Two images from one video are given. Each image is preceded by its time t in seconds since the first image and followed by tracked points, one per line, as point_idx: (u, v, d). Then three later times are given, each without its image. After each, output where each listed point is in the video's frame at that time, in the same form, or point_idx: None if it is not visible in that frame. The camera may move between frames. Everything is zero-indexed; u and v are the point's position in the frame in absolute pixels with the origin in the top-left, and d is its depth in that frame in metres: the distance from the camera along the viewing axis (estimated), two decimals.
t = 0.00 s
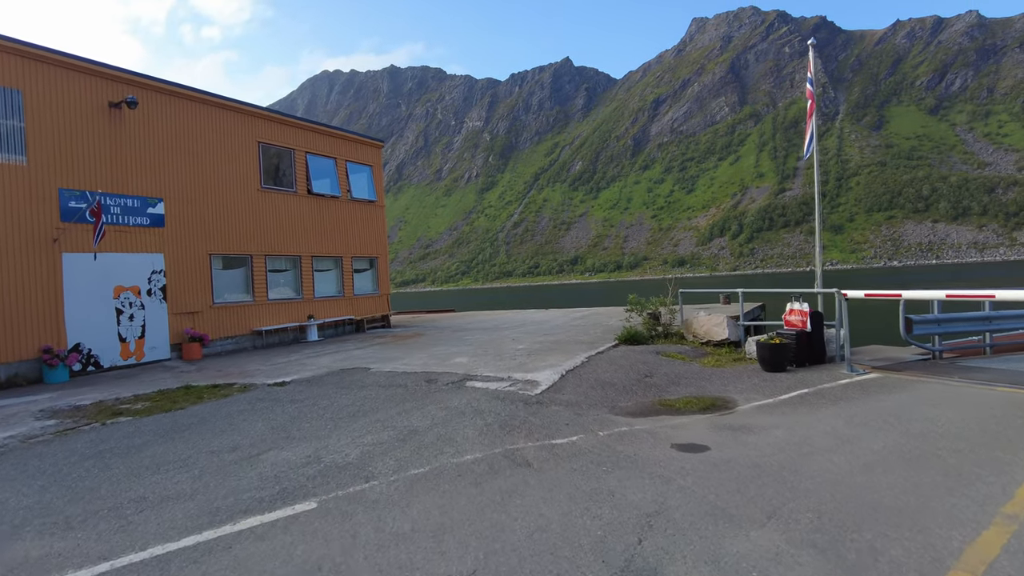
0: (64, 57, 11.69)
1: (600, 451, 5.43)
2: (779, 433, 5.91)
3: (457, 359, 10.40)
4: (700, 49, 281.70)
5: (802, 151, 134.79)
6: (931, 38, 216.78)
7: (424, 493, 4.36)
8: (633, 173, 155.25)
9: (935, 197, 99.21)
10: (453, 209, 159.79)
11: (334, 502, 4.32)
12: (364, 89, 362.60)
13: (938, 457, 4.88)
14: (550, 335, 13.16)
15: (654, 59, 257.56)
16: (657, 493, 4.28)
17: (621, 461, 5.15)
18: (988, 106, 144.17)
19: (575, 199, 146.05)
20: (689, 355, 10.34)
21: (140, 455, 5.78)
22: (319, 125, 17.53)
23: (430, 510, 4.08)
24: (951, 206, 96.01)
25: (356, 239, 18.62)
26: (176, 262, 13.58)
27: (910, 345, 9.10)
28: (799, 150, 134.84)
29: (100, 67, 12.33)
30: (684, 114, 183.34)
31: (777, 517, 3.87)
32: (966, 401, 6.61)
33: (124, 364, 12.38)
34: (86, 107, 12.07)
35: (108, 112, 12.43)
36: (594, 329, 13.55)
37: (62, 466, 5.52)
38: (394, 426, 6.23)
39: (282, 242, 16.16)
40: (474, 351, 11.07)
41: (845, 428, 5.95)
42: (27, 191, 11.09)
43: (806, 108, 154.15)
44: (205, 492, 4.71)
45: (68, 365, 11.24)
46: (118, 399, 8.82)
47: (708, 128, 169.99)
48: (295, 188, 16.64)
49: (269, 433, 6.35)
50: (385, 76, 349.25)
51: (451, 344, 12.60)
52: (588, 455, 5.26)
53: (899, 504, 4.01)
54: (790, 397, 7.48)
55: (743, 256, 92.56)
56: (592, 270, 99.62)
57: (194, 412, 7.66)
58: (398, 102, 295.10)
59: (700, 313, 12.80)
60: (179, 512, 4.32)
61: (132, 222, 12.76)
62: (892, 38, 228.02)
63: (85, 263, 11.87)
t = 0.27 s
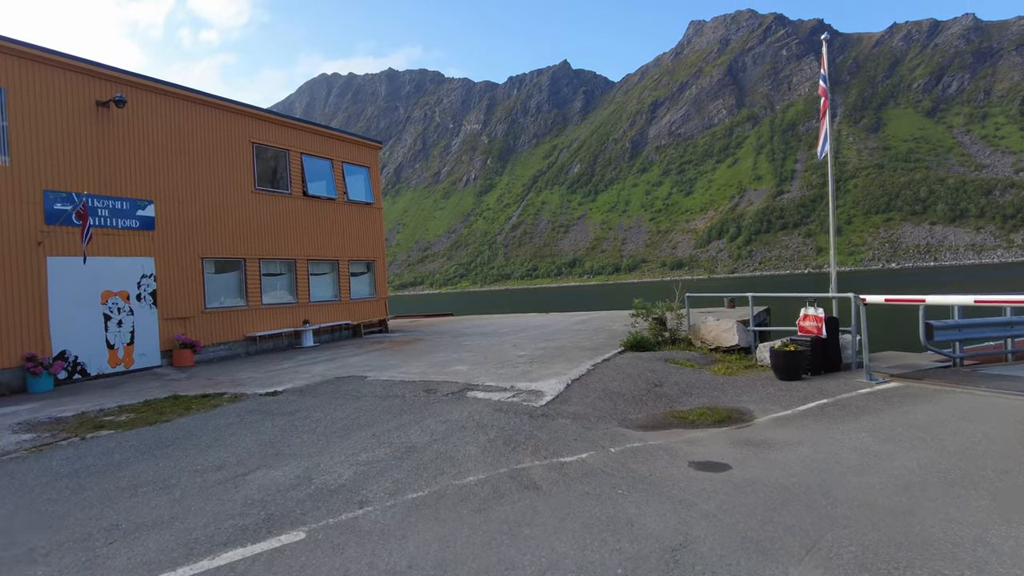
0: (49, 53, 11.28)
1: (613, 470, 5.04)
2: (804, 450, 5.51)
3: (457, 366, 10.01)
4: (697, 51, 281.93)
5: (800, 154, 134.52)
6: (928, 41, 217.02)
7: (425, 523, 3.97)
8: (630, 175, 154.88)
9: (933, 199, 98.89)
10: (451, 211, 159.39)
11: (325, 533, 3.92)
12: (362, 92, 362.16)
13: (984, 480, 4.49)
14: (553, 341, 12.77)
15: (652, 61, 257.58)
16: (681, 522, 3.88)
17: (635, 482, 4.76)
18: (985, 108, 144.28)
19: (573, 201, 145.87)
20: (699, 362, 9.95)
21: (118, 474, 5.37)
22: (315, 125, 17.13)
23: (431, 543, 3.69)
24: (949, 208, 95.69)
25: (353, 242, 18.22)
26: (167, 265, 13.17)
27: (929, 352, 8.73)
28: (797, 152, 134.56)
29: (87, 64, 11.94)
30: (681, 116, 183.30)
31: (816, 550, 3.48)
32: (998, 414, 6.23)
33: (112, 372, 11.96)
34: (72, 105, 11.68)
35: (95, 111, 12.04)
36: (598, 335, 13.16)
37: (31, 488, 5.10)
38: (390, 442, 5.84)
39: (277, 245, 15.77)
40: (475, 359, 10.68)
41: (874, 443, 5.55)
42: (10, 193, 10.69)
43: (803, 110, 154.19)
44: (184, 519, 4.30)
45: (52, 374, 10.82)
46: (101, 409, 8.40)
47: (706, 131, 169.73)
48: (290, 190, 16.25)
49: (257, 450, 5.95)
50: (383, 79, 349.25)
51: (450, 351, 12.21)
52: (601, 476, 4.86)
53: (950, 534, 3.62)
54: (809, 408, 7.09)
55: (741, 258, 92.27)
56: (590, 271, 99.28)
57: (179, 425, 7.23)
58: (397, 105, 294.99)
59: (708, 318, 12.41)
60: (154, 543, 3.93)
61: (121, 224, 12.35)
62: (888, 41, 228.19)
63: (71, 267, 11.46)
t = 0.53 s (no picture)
0: (36, 43, 10.90)
1: (629, 482, 4.67)
2: (833, 458, 5.13)
3: (459, 368, 9.62)
4: (696, 51, 281.75)
5: (798, 155, 134.33)
6: (926, 42, 217.08)
7: (426, 543, 3.59)
8: (629, 176, 154.66)
9: (932, 200, 98.54)
10: (450, 212, 159.47)
11: (319, 552, 3.55)
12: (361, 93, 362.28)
13: None
14: (558, 341, 12.38)
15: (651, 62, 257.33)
16: (710, 543, 3.52)
17: (655, 494, 4.38)
18: (984, 109, 144.11)
19: (572, 201, 145.79)
20: (710, 363, 9.57)
21: (94, 486, 4.96)
22: (313, 120, 16.76)
23: (434, 566, 3.32)
24: (947, 209, 95.49)
25: (351, 240, 17.85)
26: (159, 263, 12.78)
27: (952, 353, 8.32)
28: (796, 153, 134.30)
29: (76, 55, 11.56)
30: (681, 117, 183.17)
31: None
32: None
33: (102, 373, 11.57)
34: (60, 97, 11.29)
35: (85, 103, 11.66)
36: (604, 335, 12.76)
37: None
38: (389, 450, 5.45)
39: (273, 242, 15.40)
40: (478, 360, 10.29)
41: (910, 451, 5.16)
42: None
43: (803, 111, 154.38)
44: (159, 537, 3.90)
45: (38, 375, 10.40)
46: (86, 412, 7.97)
47: (704, 131, 169.54)
48: (287, 187, 15.86)
49: (247, 457, 5.57)
50: (382, 79, 349.24)
51: (452, 351, 11.80)
52: (617, 489, 4.48)
53: (1010, 559, 3.23)
54: (832, 412, 6.71)
55: (740, 259, 92.49)
56: (590, 272, 99.74)
57: (167, 430, 6.85)
58: (396, 105, 294.89)
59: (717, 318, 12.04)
60: (130, 565, 3.55)
61: (112, 221, 11.99)
62: (888, 42, 227.91)
63: (59, 262, 11.07)
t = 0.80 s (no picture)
0: (22, 38, 10.53)
1: (646, 506, 4.35)
2: (864, 480, 4.77)
3: (460, 376, 9.26)
4: (694, 54, 282.22)
5: (796, 158, 134.53)
6: (923, 46, 217.83)
7: None
8: (628, 178, 154.83)
9: (929, 203, 98.63)
10: (448, 214, 159.49)
11: None
12: (359, 95, 362.32)
13: None
14: (561, 348, 12.02)
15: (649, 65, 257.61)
16: None
17: (678, 524, 4.02)
18: (980, 113, 144.67)
19: (571, 204, 145.79)
20: (720, 372, 9.24)
21: (69, 508, 4.61)
22: (309, 120, 16.40)
23: None
24: (944, 212, 95.75)
25: (349, 242, 17.51)
26: (150, 267, 12.42)
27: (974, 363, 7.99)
28: (794, 157, 134.50)
29: (65, 51, 11.21)
30: (678, 120, 183.44)
31: None
32: None
33: (90, 380, 11.19)
34: (49, 94, 10.94)
35: (74, 101, 11.29)
36: (608, 341, 12.41)
37: None
38: (388, 469, 5.09)
39: (269, 245, 15.05)
40: (479, 367, 9.94)
41: (945, 471, 4.82)
42: None
43: (800, 115, 154.91)
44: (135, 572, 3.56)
45: (23, 383, 10.00)
46: (70, 423, 7.59)
47: (702, 134, 169.74)
48: (282, 188, 15.51)
49: (235, 476, 5.20)
50: (381, 81, 349.36)
51: (451, 358, 11.45)
52: (634, 515, 4.15)
53: None
54: (854, 425, 6.37)
55: (738, 262, 92.85)
56: (588, 274, 100.12)
57: (153, 443, 6.48)
58: (394, 107, 294.98)
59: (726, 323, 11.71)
60: None
61: (102, 223, 11.63)
62: (885, 46, 228.45)
63: (46, 265, 10.71)
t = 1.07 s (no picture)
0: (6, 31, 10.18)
1: (664, 523, 4.02)
2: (897, 492, 4.40)
3: (460, 379, 8.92)
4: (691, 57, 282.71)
5: (792, 160, 134.46)
6: (918, 49, 218.60)
7: None
8: (624, 181, 154.91)
9: (925, 205, 98.44)
10: (445, 216, 159.27)
11: None
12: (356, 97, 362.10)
13: None
14: (565, 349, 11.67)
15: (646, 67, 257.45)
16: None
17: (698, 541, 3.70)
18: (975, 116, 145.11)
19: (568, 206, 145.63)
20: (730, 377, 8.96)
21: (37, 527, 4.24)
22: (305, 118, 16.07)
23: None
24: (940, 214, 95.82)
25: (345, 242, 17.16)
26: (139, 268, 12.05)
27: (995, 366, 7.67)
28: (790, 159, 134.45)
29: (50, 44, 10.84)
30: (675, 123, 183.64)
31: None
32: None
33: (76, 384, 10.81)
34: (33, 88, 10.59)
35: (60, 95, 10.95)
36: (610, 343, 12.08)
37: None
38: (383, 482, 4.75)
39: (263, 246, 14.73)
40: (479, 370, 9.60)
41: (982, 483, 4.49)
42: None
43: (796, 117, 155.25)
44: None
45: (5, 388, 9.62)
46: (51, 430, 7.22)
47: (699, 137, 169.50)
48: (277, 187, 15.17)
49: (222, 489, 4.86)
50: (377, 83, 349.28)
51: (450, 360, 11.12)
52: (653, 533, 3.82)
53: None
54: (878, 432, 6.02)
55: (735, 264, 93.03)
56: (585, 276, 100.01)
57: (136, 453, 6.08)
58: (391, 110, 294.89)
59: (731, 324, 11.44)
60: None
61: (89, 222, 11.26)
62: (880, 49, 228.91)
63: (29, 266, 10.34)
